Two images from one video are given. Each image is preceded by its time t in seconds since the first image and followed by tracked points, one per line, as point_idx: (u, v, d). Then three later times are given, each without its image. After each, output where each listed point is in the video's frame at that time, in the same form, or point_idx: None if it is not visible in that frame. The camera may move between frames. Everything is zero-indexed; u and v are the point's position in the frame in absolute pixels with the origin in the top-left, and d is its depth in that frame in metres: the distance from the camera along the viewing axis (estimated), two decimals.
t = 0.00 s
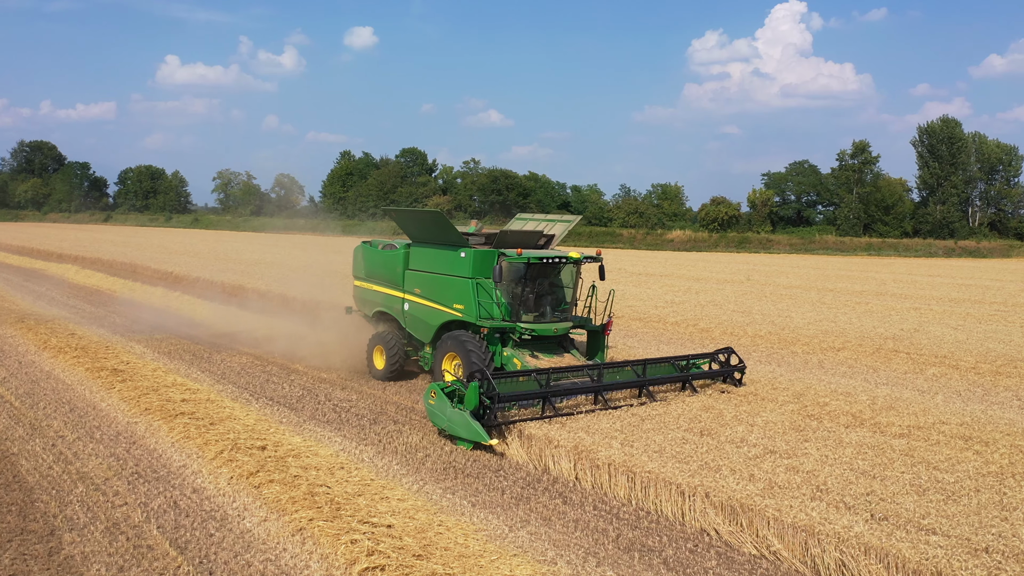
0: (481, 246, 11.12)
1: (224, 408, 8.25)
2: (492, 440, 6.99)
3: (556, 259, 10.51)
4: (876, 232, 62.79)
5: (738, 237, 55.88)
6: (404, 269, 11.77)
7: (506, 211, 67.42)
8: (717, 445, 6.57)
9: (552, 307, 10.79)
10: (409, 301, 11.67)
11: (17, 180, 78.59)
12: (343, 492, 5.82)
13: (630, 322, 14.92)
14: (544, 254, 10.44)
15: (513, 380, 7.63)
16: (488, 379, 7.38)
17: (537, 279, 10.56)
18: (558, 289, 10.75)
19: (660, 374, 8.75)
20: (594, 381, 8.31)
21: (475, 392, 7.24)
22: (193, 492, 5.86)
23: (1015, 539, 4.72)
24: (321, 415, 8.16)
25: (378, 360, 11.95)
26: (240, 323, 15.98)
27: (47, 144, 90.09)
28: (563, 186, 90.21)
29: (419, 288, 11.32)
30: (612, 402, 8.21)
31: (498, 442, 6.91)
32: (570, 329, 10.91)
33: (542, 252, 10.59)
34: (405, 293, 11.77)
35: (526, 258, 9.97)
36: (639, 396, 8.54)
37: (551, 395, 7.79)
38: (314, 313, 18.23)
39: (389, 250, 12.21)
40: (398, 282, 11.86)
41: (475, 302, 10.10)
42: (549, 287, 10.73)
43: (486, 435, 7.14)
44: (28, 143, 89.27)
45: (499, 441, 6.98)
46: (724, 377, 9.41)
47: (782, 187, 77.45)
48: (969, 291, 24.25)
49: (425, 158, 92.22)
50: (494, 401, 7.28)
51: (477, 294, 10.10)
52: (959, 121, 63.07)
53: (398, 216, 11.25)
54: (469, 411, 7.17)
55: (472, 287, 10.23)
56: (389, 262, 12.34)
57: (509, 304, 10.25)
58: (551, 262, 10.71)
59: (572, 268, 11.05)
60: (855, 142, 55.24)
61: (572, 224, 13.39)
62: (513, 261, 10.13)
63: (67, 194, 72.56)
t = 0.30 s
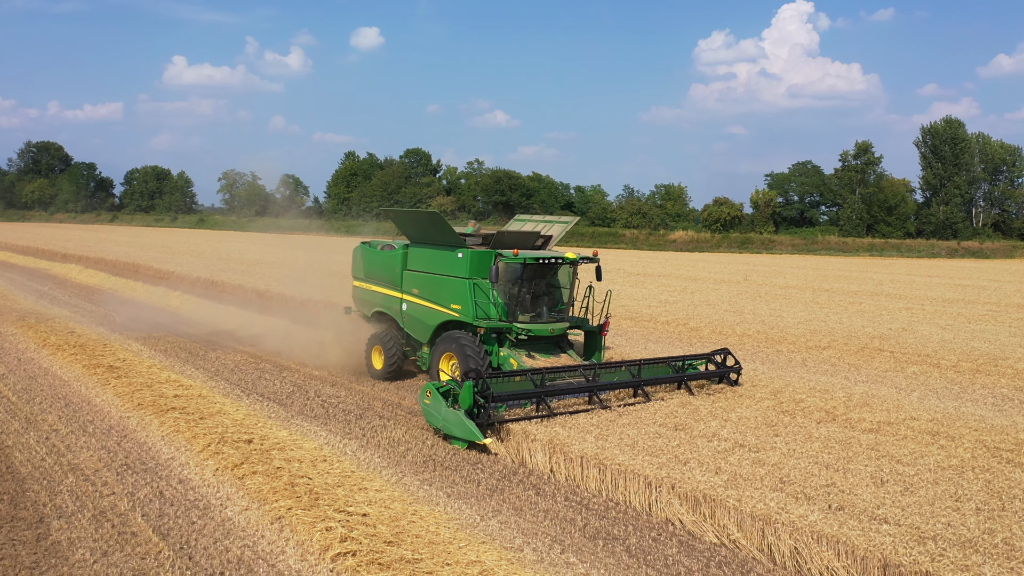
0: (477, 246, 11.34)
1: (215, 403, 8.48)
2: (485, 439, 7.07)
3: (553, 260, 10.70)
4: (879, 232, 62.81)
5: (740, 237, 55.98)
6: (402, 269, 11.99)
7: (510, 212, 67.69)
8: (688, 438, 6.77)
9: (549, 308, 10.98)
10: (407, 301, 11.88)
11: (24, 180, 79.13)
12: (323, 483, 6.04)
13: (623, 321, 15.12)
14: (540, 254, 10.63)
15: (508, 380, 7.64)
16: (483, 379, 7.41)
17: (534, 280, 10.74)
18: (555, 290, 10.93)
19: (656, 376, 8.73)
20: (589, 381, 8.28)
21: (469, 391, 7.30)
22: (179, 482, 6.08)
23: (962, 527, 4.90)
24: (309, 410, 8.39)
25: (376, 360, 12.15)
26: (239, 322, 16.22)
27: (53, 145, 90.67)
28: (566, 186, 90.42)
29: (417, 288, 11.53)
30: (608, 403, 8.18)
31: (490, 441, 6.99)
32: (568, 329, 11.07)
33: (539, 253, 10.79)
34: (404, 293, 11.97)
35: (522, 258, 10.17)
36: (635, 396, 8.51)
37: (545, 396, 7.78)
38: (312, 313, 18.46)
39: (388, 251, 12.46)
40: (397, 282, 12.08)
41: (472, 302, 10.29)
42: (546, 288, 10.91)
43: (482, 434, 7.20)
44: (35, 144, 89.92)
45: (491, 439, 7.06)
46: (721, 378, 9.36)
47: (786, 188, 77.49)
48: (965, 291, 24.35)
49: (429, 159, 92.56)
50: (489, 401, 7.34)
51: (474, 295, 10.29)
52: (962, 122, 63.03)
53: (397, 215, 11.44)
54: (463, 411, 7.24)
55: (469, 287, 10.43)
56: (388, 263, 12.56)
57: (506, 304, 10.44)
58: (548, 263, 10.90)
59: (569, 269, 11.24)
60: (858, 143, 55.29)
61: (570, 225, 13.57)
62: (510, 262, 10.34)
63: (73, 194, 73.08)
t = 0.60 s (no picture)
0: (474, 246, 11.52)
1: (206, 399, 8.70)
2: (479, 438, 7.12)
3: (549, 260, 10.83)
4: (882, 232, 62.80)
5: (743, 238, 56.04)
6: (400, 270, 12.20)
7: (513, 212, 67.94)
8: (662, 433, 6.96)
9: (546, 308, 11.12)
10: (405, 301, 12.10)
11: (30, 180, 79.68)
12: (304, 475, 6.25)
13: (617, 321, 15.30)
14: (536, 255, 10.77)
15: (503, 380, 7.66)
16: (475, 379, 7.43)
17: (530, 281, 10.87)
18: (552, 291, 11.08)
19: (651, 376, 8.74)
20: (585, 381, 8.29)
21: (463, 391, 7.32)
22: (167, 474, 6.30)
23: (914, 517, 5.07)
24: (298, 406, 8.60)
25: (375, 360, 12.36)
26: (237, 321, 16.44)
27: (60, 146, 91.27)
28: (570, 186, 90.58)
29: (415, 288, 11.74)
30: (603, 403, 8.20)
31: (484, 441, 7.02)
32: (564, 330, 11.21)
33: (535, 253, 10.93)
34: (401, 293, 12.20)
35: (518, 259, 10.31)
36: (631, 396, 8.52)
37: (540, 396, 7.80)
38: (311, 313, 18.68)
39: (386, 251, 12.70)
40: (395, 282, 12.29)
41: (469, 303, 10.48)
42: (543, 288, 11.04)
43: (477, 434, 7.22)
44: (41, 145, 90.55)
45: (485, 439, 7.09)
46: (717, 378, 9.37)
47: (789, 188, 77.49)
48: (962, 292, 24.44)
49: (434, 159, 92.81)
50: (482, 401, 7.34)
51: (472, 295, 10.48)
52: (966, 122, 62.95)
53: (396, 216, 11.67)
54: (457, 411, 7.27)
55: (466, 288, 10.62)
56: (386, 263, 12.79)
57: (503, 305, 10.60)
58: (544, 264, 11.04)
59: (566, 270, 11.38)
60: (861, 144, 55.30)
61: (568, 226, 13.74)
62: (506, 263, 10.49)
63: (79, 195, 73.54)
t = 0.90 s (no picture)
0: (471, 247, 11.71)
1: (199, 394, 8.93)
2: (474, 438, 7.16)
3: (545, 261, 10.97)
4: (885, 233, 62.78)
5: (745, 239, 56.14)
6: (400, 270, 12.39)
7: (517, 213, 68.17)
8: (638, 428, 7.15)
9: (542, 308, 11.29)
10: (403, 301, 12.31)
11: (38, 181, 80.24)
12: (288, 467, 6.47)
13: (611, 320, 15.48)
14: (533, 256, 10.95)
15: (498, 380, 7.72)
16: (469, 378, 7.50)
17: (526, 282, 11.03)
18: (549, 291, 11.25)
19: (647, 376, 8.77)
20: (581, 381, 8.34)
21: (458, 391, 7.35)
22: (156, 465, 6.52)
23: (870, 506, 5.25)
24: (288, 401, 8.82)
25: (374, 360, 12.59)
26: (236, 320, 16.69)
27: (67, 146, 91.86)
28: (574, 186, 90.75)
29: (413, 288, 11.94)
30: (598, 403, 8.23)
31: (479, 439, 7.07)
32: (561, 330, 11.38)
33: (532, 254, 11.11)
34: (400, 294, 12.42)
35: (515, 260, 10.49)
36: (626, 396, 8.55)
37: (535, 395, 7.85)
38: (309, 312, 18.93)
39: (385, 251, 12.91)
40: (394, 282, 12.48)
41: (467, 303, 10.66)
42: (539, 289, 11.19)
43: (471, 432, 7.26)
44: (49, 145, 91.19)
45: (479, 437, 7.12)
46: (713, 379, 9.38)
47: (793, 188, 77.50)
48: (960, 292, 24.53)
49: (438, 160, 93.13)
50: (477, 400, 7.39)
51: (469, 296, 10.66)
52: (969, 122, 62.86)
53: (393, 217, 11.92)
54: (454, 411, 7.31)
55: (464, 288, 10.80)
56: (384, 263, 13.02)
57: (500, 305, 10.77)
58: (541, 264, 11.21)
59: (562, 270, 11.56)
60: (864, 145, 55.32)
61: (565, 226, 13.91)
62: (503, 263, 10.67)
63: (85, 195, 74.09)
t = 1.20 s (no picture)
0: (469, 247, 11.90)
1: (194, 390, 9.16)
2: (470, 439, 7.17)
3: (542, 262, 11.18)
4: (890, 233, 62.69)
5: (749, 239, 56.18)
6: (399, 271, 12.60)
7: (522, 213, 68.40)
8: (617, 423, 7.34)
9: (540, 309, 11.47)
10: (403, 302, 12.48)
11: (46, 181, 80.83)
12: (275, 459, 6.68)
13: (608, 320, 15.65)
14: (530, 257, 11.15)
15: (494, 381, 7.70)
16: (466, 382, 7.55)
17: (524, 282, 11.23)
18: (547, 292, 11.44)
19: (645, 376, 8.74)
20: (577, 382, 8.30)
21: (454, 393, 7.38)
22: (147, 458, 6.74)
23: (831, 497, 5.43)
24: (280, 397, 9.05)
25: (374, 360, 12.88)
26: (235, 319, 16.94)
27: (76, 147, 92.52)
28: (579, 186, 90.91)
29: (413, 288, 12.12)
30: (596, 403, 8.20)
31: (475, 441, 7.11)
32: (559, 330, 11.56)
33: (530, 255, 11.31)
34: (399, 294, 12.61)
35: (512, 261, 10.70)
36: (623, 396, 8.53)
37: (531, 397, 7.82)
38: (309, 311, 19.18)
39: (385, 252, 13.13)
40: (393, 283, 12.69)
41: (465, 304, 10.85)
42: (538, 289, 11.39)
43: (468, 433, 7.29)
44: (57, 146, 91.84)
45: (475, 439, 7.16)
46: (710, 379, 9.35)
47: (798, 189, 77.48)
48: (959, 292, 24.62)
49: (444, 160, 93.40)
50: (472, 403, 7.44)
51: (467, 296, 10.83)
52: (975, 122, 62.70)
53: (393, 216, 12.06)
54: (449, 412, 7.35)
55: (462, 289, 10.98)
56: (383, 263, 13.22)
57: (497, 306, 10.96)
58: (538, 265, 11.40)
59: (560, 271, 11.74)
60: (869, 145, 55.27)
61: (563, 226, 14.05)
62: (501, 264, 10.86)
63: (93, 196, 74.62)
